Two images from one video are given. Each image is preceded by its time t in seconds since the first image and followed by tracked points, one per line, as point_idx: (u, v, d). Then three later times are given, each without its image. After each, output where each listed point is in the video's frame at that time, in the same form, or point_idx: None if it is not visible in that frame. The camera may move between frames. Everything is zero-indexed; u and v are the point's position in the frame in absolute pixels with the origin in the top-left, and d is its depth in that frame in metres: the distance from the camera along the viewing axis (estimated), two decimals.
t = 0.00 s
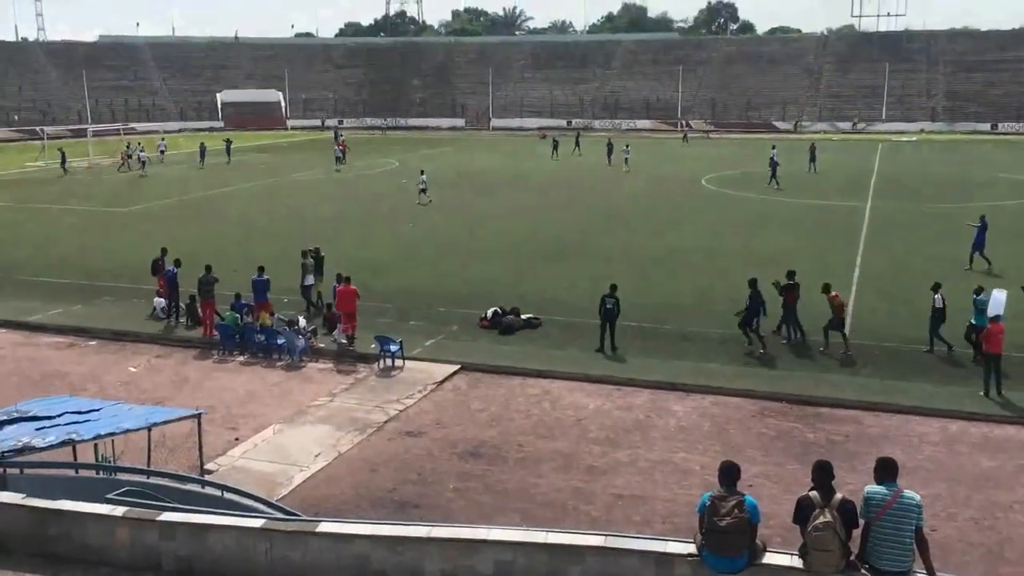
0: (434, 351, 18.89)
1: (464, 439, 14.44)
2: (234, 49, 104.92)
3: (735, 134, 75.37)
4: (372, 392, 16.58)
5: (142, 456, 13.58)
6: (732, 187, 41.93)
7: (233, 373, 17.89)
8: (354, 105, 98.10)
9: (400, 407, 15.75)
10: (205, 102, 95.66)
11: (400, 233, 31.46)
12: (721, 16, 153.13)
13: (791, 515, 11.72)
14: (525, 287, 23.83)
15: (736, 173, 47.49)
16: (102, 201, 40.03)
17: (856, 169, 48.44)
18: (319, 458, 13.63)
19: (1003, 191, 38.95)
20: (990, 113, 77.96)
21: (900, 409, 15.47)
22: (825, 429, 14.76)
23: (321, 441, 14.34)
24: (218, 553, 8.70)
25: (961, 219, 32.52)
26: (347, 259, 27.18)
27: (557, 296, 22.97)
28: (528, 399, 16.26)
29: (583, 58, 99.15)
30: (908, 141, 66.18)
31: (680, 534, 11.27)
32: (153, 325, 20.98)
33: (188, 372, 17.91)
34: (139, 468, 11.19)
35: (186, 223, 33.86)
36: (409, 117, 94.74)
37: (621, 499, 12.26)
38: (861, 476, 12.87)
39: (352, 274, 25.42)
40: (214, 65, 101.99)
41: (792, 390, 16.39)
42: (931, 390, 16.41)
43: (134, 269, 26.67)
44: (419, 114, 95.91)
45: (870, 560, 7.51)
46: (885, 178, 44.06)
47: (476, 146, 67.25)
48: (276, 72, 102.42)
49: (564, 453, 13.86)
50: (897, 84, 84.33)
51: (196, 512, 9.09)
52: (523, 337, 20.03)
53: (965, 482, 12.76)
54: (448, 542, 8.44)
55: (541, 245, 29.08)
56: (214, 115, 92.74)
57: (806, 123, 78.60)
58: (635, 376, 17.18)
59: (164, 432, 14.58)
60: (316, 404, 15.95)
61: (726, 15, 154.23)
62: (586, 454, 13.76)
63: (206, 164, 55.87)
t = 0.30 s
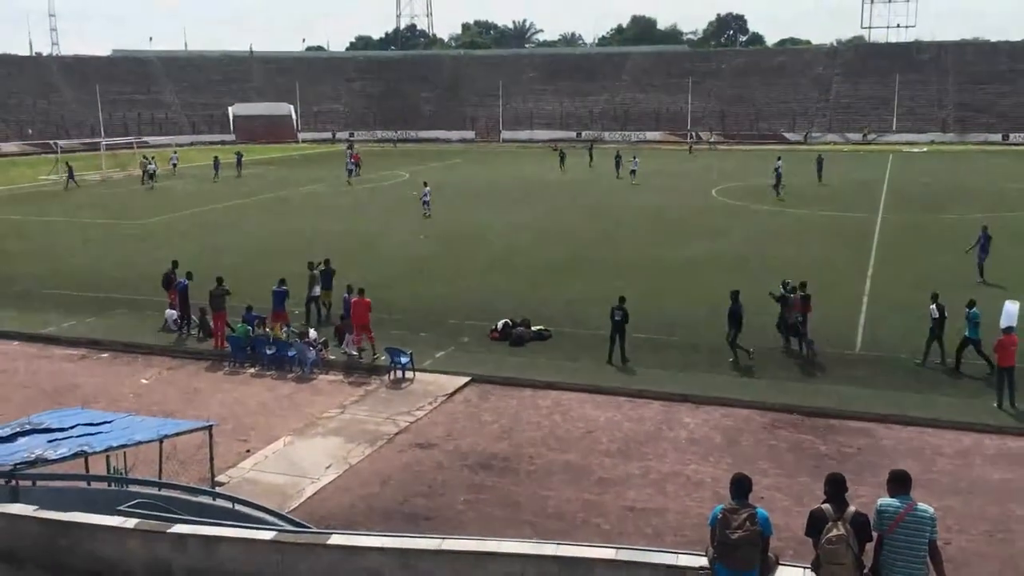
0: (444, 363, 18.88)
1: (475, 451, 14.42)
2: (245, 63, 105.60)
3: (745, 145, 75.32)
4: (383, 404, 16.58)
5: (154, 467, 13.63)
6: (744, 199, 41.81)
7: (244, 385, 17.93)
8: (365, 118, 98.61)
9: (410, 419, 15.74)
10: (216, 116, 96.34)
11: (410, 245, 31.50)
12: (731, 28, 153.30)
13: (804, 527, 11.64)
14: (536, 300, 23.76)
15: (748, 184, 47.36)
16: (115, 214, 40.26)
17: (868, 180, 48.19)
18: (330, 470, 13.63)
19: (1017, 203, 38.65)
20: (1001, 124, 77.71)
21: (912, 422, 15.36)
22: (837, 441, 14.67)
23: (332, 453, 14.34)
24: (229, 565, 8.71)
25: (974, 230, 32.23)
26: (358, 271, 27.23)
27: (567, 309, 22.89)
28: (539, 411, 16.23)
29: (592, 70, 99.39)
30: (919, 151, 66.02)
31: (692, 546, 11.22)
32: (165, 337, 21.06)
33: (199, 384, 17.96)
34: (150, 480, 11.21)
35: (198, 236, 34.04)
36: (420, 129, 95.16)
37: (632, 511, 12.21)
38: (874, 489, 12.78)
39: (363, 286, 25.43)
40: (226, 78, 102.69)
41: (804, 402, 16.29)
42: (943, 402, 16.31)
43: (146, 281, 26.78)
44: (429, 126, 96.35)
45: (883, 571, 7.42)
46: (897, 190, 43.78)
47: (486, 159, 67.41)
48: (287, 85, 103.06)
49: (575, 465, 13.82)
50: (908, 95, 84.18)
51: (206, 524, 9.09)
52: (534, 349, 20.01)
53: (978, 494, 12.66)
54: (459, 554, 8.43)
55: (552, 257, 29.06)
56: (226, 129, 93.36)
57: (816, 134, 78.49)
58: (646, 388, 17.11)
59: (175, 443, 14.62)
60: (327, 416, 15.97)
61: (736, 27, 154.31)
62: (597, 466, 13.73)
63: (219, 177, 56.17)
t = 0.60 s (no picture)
0: (452, 372, 18.88)
1: (483, 460, 14.39)
2: (254, 73, 106.09)
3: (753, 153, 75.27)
4: (390, 413, 16.58)
5: (163, 477, 13.65)
6: (751, 207, 41.79)
7: (253, 394, 17.95)
8: (373, 128, 99.01)
9: (419, 429, 15.73)
10: (226, 126, 96.78)
11: (418, 254, 31.59)
12: (738, 37, 153.45)
13: (813, 537, 11.58)
14: (543, 309, 23.71)
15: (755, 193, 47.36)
16: (124, 224, 40.47)
17: (876, 188, 48.11)
18: (338, 480, 13.62)
19: None
20: (1010, 131, 77.52)
21: (922, 431, 15.28)
22: (846, 450, 14.60)
23: (340, 462, 14.34)
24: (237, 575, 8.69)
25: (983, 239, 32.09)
26: (365, 281, 27.31)
27: (575, 318, 22.83)
28: (547, 420, 16.20)
29: (600, 78, 99.52)
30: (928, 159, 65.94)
31: (701, 557, 11.17)
32: (173, 347, 21.11)
33: (208, 394, 17.98)
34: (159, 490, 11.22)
35: (206, 245, 34.20)
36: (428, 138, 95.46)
37: (641, 521, 12.16)
38: (883, 498, 12.71)
39: (370, 295, 25.49)
40: (235, 89, 103.17)
41: (813, 411, 16.21)
42: (953, 410, 16.22)
43: (155, 291, 26.89)
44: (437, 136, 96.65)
45: None
46: (906, 198, 43.68)
47: (494, 168, 67.51)
48: (296, 95, 103.47)
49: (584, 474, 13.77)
50: (916, 103, 84.06)
51: (215, 535, 9.08)
52: (541, 358, 20.00)
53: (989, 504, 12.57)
54: (468, 564, 8.41)
55: (559, 266, 29.10)
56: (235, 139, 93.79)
57: (824, 142, 78.41)
58: (654, 398, 17.07)
59: (184, 453, 14.65)
60: (335, 426, 15.97)
61: (743, 35, 154.32)
62: (605, 475, 13.69)
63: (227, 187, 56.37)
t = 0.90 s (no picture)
0: (459, 379, 18.86)
1: (490, 467, 14.35)
2: (261, 81, 106.42)
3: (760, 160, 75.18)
4: (397, 420, 16.56)
5: (170, 484, 13.64)
6: (758, 213, 41.77)
7: (260, 401, 17.96)
8: (380, 135, 99.23)
9: (425, 436, 15.72)
10: (233, 134, 97.08)
11: (425, 260, 31.65)
12: (745, 43, 153.41)
13: (822, 544, 11.51)
14: (549, 315, 23.71)
15: (762, 199, 47.31)
16: (131, 232, 40.58)
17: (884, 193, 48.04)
18: (345, 487, 13.61)
19: None
20: (1018, 137, 77.28)
21: (930, 437, 15.19)
22: (855, 457, 14.53)
23: (347, 470, 14.31)
24: None
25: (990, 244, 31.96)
26: (372, 288, 27.34)
27: (582, 325, 22.77)
28: (554, 427, 16.16)
29: (607, 85, 99.59)
30: (935, 165, 65.83)
31: (710, 564, 11.10)
32: (180, 354, 21.13)
33: (215, 401, 17.99)
34: (166, 497, 11.22)
35: (213, 253, 34.29)
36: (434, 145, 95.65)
37: (649, 528, 12.11)
38: (893, 505, 12.63)
39: (377, 302, 25.52)
40: (242, 96, 103.48)
41: (822, 418, 16.15)
42: (961, 416, 16.16)
43: (162, 299, 26.93)
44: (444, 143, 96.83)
45: None
46: (914, 203, 43.58)
47: (501, 174, 67.61)
48: (302, 103, 103.75)
49: (591, 482, 13.73)
50: (923, 109, 83.92)
51: (223, 543, 9.07)
52: (548, 365, 19.97)
53: (999, 511, 12.48)
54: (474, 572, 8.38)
55: (566, 272, 29.11)
56: (242, 146, 94.08)
57: (831, 148, 78.31)
58: (661, 404, 17.02)
59: (191, 460, 14.65)
60: (342, 433, 15.95)
61: (749, 41, 154.26)
62: (613, 483, 13.64)
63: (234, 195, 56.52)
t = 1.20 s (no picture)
0: (468, 386, 18.86)
1: (499, 474, 14.34)
2: (270, 87, 106.80)
3: (769, 166, 75.06)
4: (406, 426, 16.57)
5: (180, 490, 13.68)
6: (767, 220, 41.68)
7: (270, 408, 18.00)
8: (389, 142, 99.45)
9: (434, 442, 15.71)
10: (242, 141, 97.51)
11: (433, 267, 31.69)
12: (754, 49, 153.24)
13: (832, 552, 11.45)
14: (557, 322, 23.71)
15: (770, 205, 47.20)
16: (141, 238, 40.71)
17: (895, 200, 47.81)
18: (354, 494, 13.60)
19: None
20: None
21: (941, 445, 15.12)
22: (865, 464, 14.47)
23: (356, 476, 14.33)
24: None
25: (999, 251, 31.77)
26: (380, 294, 27.37)
27: (590, 332, 22.74)
28: (562, 434, 16.13)
29: (615, 91, 99.55)
30: (945, 170, 65.59)
31: (719, 572, 11.05)
32: (189, 360, 21.19)
33: (224, 408, 18.03)
34: (175, 503, 11.25)
35: (223, 260, 34.35)
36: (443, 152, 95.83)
37: (658, 536, 12.07)
38: (904, 513, 12.56)
39: (386, 308, 25.54)
40: (251, 104, 103.86)
41: (832, 425, 16.07)
42: (972, 423, 16.08)
43: (171, 305, 27.02)
44: (453, 149, 97.03)
45: None
46: (923, 210, 43.42)
47: (510, 181, 67.65)
48: (312, 110, 104.08)
49: (599, 489, 13.70)
50: (933, 115, 83.69)
51: (231, 549, 9.06)
52: (558, 371, 19.94)
53: (1010, 519, 12.40)
54: None
55: (574, 279, 29.08)
56: (251, 153, 94.44)
57: (840, 154, 78.15)
58: (670, 412, 16.97)
59: (201, 466, 14.68)
60: (350, 439, 15.97)
61: (758, 48, 154.01)
62: (621, 490, 13.60)
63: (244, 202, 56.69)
